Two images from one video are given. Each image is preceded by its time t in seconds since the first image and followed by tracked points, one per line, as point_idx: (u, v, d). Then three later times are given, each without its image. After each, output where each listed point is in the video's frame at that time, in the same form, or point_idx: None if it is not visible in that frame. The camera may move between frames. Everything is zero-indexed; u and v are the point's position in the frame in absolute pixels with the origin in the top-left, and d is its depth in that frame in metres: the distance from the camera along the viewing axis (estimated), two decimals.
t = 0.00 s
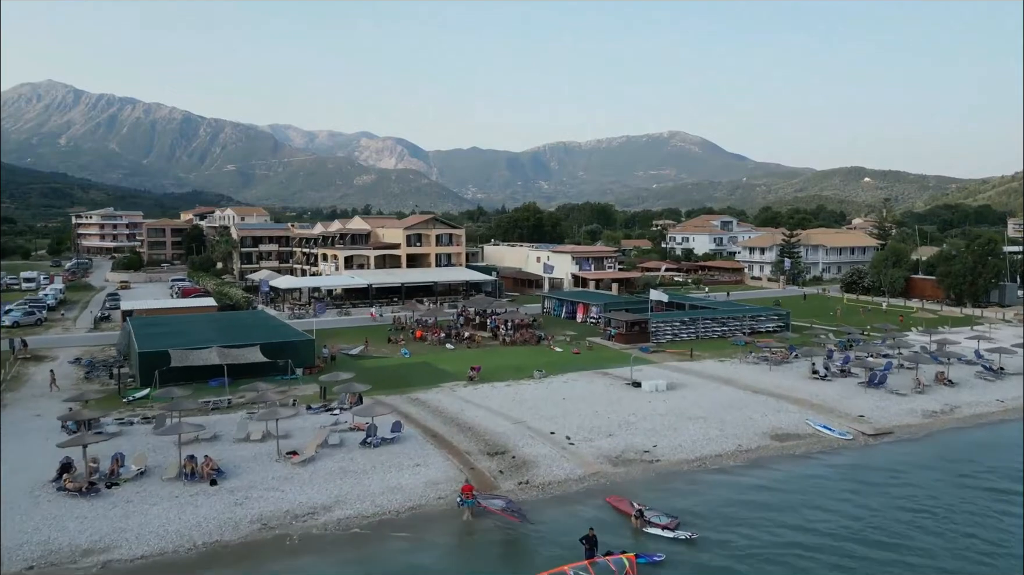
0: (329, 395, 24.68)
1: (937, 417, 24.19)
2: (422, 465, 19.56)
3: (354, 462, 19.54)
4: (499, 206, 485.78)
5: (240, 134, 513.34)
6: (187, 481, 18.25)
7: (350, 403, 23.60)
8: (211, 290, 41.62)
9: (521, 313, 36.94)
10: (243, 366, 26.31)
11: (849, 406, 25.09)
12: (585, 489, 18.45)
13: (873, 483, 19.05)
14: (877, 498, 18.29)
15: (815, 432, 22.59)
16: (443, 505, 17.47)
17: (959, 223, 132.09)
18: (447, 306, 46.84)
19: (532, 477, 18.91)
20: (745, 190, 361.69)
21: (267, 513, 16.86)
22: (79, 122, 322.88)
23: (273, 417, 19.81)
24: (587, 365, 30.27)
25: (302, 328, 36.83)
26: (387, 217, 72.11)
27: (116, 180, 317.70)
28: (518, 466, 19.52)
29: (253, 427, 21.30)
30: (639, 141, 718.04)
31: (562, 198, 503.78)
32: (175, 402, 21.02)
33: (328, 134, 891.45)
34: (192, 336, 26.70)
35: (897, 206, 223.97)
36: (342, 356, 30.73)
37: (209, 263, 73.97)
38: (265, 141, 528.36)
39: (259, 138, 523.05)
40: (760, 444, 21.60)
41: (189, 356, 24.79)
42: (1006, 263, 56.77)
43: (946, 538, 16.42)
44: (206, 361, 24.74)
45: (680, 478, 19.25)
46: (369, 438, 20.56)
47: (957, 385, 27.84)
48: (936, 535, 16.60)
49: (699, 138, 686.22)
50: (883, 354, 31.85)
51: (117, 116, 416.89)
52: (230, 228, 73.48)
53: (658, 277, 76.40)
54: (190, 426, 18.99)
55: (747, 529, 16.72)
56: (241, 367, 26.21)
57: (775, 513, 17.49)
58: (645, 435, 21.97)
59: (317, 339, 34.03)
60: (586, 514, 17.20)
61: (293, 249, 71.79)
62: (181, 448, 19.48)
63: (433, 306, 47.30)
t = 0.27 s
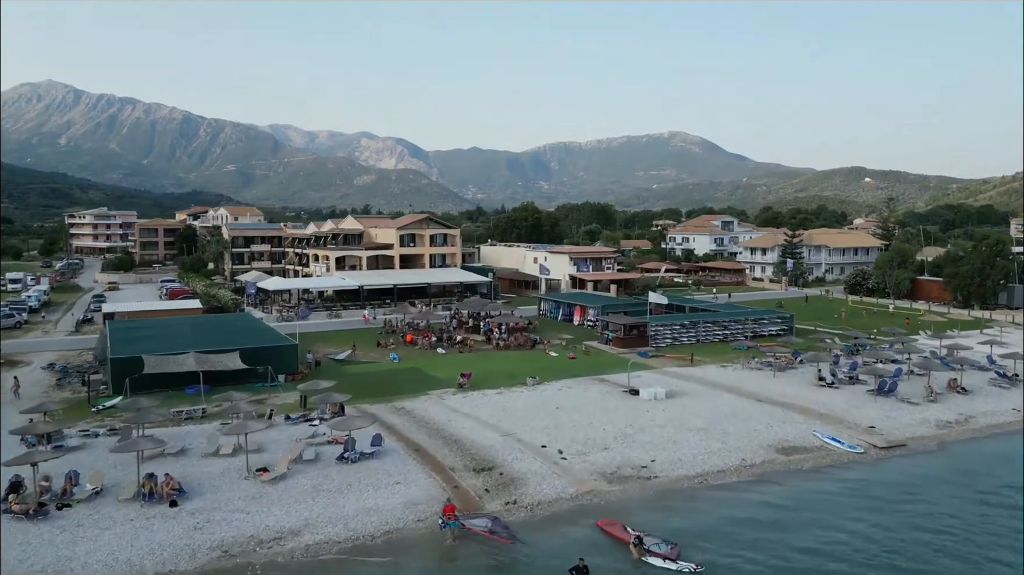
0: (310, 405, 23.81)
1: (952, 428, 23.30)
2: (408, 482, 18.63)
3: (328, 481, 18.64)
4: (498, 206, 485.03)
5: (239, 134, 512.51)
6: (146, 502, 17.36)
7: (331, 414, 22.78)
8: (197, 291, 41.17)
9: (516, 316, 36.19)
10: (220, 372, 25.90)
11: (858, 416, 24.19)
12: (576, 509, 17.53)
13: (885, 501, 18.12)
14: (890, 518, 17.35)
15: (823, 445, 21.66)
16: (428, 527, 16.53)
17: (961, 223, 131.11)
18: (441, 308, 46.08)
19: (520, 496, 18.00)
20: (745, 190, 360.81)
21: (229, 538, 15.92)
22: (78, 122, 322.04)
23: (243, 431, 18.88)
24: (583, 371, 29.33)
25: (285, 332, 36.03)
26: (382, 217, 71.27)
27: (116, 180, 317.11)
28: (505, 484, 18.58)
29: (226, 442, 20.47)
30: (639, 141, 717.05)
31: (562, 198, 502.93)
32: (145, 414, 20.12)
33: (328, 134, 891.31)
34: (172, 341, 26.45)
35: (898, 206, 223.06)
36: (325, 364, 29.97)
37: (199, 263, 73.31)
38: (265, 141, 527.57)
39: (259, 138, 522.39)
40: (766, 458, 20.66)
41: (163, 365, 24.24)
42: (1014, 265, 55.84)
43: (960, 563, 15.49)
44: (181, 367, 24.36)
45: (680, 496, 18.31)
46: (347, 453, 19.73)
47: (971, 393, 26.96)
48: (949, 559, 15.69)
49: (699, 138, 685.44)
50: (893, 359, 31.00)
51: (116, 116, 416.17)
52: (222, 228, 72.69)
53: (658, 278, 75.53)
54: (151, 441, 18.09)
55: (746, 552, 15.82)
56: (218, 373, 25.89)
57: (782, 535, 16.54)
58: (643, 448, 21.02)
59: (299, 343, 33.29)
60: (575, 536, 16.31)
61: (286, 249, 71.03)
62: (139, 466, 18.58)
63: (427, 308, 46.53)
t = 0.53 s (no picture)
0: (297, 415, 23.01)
1: (970, 439, 22.51)
2: (391, 502, 17.77)
3: (306, 502, 17.78)
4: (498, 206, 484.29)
5: (239, 133, 511.87)
6: (103, 526, 16.52)
7: (314, 426, 22.07)
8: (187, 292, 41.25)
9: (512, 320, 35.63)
10: (199, 379, 25.63)
11: (870, 427, 23.37)
12: (569, 532, 16.63)
13: (901, 521, 17.25)
14: (905, 542, 16.47)
15: (837, 459, 20.82)
16: (413, 553, 15.64)
17: (964, 223, 130.32)
18: (436, 312, 45.50)
19: (510, 517, 17.12)
20: (746, 190, 360.01)
21: (191, 567, 15.03)
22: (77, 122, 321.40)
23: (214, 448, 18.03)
24: (581, 379, 28.56)
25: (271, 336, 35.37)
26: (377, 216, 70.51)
27: (116, 180, 316.75)
28: (496, 504, 17.68)
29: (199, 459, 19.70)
30: (640, 141, 715.57)
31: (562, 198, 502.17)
32: (114, 427, 19.31)
33: (330, 134, 893.46)
34: (151, 347, 26.17)
35: (899, 206, 222.18)
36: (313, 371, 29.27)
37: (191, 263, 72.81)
38: (266, 141, 526.80)
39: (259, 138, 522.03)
40: (775, 474, 19.82)
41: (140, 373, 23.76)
42: None
43: None
44: (157, 374, 24.07)
45: (682, 516, 17.41)
46: (326, 470, 18.96)
47: (988, 402, 26.25)
48: None
49: (700, 139, 684.83)
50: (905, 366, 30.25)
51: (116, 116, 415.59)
52: (215, 228, 71.97)
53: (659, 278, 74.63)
54: (111, 460, 17.24)
55: None
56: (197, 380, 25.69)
57: (793, 559, 15.68)
58: (643, 464, 20.14)
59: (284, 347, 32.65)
60: (567, 561, 15.46)
61: (280, 249, 70.33)
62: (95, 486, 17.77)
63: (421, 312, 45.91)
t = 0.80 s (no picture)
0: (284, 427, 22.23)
1: (998, 454, 21.59)
2: (377, 528, 16.82)
3: (285, 526, 16.86)
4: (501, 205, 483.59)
5: (241, 133, 511.73)
6: (62, 554, 15.59)
7: (300, 440, 21.28)
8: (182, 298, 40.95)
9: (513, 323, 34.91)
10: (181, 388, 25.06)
11: (890, 441, 22.51)
12: (570, 560, 15.66)
13: (927, 547, 16.30)
14: None
15: (859, 476, 19.95)
16: None
17: (970, 223, 129.20)
18: (434, 315, 44.71)
19: (506, 545, 16.12)
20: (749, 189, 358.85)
21: None
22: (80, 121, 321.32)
23: (184, 468, 17.11)
24: (583, 386, 27.76)
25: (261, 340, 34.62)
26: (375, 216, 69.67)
27: (119, 180, 316.95)
28: (491, 530, 16.73)
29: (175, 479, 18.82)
30: (643, 141, 714.40)
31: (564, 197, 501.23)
32: (83, 444, 18.38)
33: (332, 134, 893.93)
34: (137, 354, 25.66)
35: (904, 205, 220.93)
36: (303, 378, 28.57)
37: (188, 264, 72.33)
38: (268, 141, 526.75)
39: (262, 138, 521.95)
40: (793, 493, 18.89)
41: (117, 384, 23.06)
42: None
43: None
44: (138, 383, 23.51)
45: (693, 543, 16.45)
46: (309, 490, 18.11)
47: (1014, 412, 25.44)
48: None
49: (703, 138, 683.44)
50: (925, 373, 29.39)
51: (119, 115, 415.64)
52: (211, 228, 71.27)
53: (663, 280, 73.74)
54: (70, 482, 16.32)
55: None
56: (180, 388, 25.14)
57: None
58: (650, 483, 19.18)
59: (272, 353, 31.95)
60: None
61: (277, 249, 69.54)
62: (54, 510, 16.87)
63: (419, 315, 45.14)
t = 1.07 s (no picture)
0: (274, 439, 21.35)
1: None
2: (367, 557, 15.60)
3: (269, 556, 15.61)
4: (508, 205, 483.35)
5: (249, 133, 512.93)
6: None
7: (289, 455, 20.35)
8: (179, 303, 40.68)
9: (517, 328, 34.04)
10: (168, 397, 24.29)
11: (920, 458, 21.41)
12: None
13: None
14: None
15: (891, 497, 18.86)
16: None
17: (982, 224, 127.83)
18: (436, 319, 43.84)
19: None
20: (758, 189, 357.05)
21: None
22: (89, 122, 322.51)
23: (156, 491, 16.08)
24: (591, 396, 26.80)
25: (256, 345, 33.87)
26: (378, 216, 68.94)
27: (127, 181, 317.97)
28: (492, 559, 15.60)
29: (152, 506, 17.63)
30: (650, 141, 712.95)
31: (571, 198, 500.37)
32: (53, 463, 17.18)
33: (339, 134, 896.22)
34: (126, 359, 25.05)
35: (914, 205, 219.14)
36: (297, 386, 27.78)
37: (189, 264, 71.86)
38: (276, 141, 527.73)
39: (269, 138, 523.03)
40: (820, 517, 17.75)
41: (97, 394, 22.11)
42: None
43: None
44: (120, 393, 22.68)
45: (712, 573, 15.31)
46: (295, 514, 16.97)
47: None
48: None
49: (710, 139, 681.81)
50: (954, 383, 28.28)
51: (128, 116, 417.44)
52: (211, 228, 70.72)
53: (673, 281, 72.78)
54: (31, 510, 15.20)
55: None
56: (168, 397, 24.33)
57: None
58: (664, 507, 18.06)
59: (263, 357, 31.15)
60: None
61: (279, 250, 68.83)
62: (12, 538, 15.77)
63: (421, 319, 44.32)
